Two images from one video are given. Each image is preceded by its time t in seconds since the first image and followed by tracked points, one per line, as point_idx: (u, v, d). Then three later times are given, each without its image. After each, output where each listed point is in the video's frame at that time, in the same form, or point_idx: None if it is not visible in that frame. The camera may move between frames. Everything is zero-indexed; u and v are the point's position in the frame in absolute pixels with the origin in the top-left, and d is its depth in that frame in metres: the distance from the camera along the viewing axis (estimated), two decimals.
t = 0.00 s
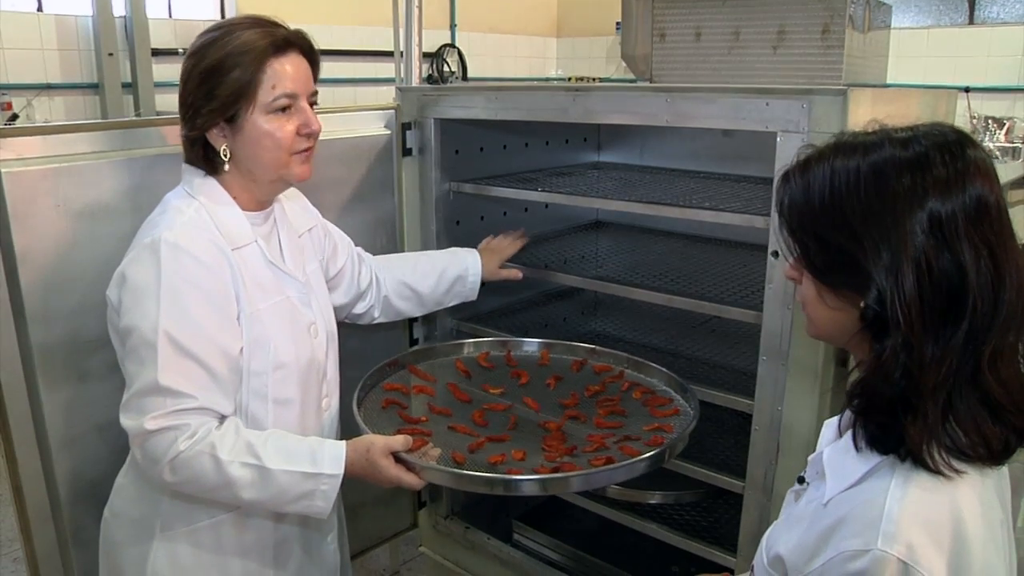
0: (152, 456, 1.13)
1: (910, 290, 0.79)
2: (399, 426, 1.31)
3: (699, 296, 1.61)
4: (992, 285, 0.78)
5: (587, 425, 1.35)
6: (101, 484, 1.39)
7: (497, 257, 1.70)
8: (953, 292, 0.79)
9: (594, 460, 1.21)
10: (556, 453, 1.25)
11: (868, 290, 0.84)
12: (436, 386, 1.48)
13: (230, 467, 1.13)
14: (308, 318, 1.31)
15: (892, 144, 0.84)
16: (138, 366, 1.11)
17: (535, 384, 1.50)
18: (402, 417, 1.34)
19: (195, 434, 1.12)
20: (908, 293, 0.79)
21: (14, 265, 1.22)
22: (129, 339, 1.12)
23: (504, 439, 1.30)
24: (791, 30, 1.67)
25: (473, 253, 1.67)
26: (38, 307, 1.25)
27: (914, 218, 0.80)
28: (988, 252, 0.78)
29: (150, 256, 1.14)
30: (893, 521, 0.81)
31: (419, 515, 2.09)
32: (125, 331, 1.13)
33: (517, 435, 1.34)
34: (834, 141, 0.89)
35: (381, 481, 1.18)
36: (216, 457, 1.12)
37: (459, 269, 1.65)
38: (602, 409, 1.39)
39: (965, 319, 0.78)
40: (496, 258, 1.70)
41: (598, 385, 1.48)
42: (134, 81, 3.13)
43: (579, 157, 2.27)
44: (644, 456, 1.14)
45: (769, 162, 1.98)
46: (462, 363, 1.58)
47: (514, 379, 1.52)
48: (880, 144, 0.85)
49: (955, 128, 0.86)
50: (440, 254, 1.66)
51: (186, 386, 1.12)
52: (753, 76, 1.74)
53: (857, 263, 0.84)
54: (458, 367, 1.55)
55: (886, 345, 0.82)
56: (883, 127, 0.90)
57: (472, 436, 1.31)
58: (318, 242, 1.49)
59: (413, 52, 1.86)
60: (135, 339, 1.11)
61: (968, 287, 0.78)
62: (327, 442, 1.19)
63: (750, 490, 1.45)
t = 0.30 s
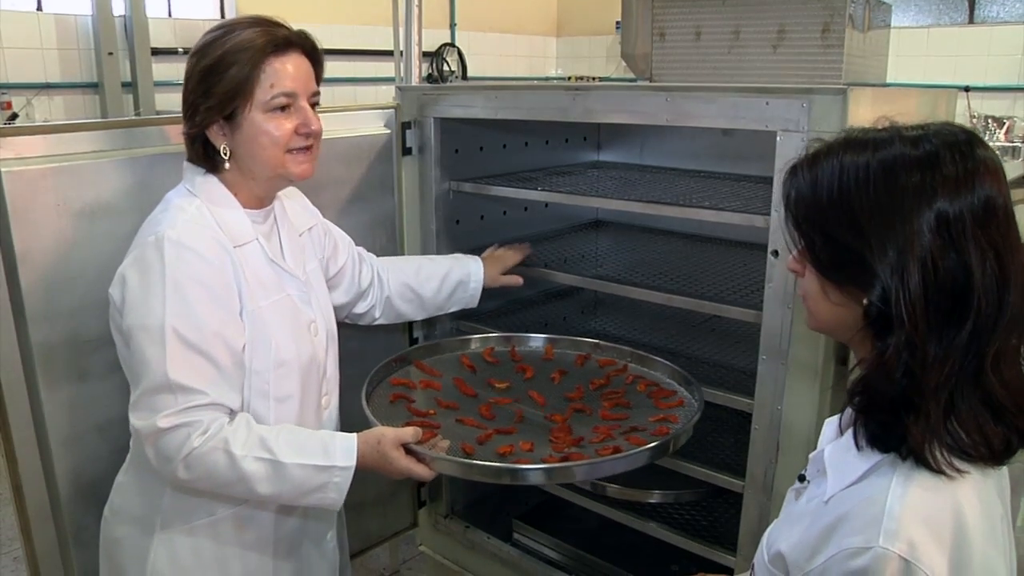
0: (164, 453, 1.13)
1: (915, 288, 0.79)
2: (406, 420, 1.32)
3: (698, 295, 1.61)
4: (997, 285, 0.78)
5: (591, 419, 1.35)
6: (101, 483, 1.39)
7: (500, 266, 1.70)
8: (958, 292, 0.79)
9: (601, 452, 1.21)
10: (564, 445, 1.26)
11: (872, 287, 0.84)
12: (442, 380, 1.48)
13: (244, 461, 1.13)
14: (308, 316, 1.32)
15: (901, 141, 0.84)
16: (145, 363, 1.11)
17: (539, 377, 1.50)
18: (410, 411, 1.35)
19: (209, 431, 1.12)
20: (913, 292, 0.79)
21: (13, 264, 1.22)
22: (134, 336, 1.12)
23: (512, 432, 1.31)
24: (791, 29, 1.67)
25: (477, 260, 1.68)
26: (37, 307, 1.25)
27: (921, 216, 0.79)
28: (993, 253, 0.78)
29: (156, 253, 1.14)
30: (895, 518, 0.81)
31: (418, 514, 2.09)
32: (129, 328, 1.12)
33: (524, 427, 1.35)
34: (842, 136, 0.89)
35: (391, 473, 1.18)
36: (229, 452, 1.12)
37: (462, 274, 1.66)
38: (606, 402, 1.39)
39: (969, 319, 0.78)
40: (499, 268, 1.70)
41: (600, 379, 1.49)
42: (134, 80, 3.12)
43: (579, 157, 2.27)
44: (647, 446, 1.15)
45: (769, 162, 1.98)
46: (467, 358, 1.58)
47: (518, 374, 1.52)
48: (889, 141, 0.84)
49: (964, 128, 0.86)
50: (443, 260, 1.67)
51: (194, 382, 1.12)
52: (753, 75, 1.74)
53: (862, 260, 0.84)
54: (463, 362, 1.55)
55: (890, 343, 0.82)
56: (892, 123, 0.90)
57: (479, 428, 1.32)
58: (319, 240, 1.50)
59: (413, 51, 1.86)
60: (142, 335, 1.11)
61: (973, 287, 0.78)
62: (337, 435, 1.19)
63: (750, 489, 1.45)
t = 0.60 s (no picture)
0: (172, 453, 1.13)
1: (907, 289, 0.79)
2: (411, 417, 1.32)
3: (697, 296, 1.61)
4: (988, 277, 0.78)
5: (592, 415, 1.35)
6: (100, 484, 1.39)
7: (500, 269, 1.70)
8: (952, 289, 0.79)
9: (604, 446, 1.22)
10: (565, 440, 1.26)
11: (865, 290, 0.84)
12: (444, 379, 1.48)
13: (252, 459, 1.13)
14: (308, 315, 1.32)
15: (877, 147, 0.84)
16: (150, 362, 1.11)
17: (539, 376, 1.51)
18: (414, 409, 1.35)
19: (216, 429, 1.12)
20: (906, 293, 0.80)
21: (13, 264, 1.22)
22: (139, 335, 1.12)
23: (514, 428, 1.31)
24: (790, 29, 1.67)
25: (476, 261, 1.67)
26: (37, 308, 1.25)
27: (906, 220, 0.80)
28: (981, 246, 0.79)
29: (160, 253, 1.14)
30: (905, 522, 0.81)
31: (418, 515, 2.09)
32: (135, 328, 1.12)
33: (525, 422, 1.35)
34: (819, 148, 0.90)
35: (397, 470, 1.19)
36: (237, 450, 1.13)
37: (462, 274, 1.65)
38: (605, 399, 1.39)
39: (967, 312, 0.79)
40: (500, 270, 1.70)
41: (598, 376, 1.49)
42: (134, 81, 3.12)
43: (579, 157, 2.27)
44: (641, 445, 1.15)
45: (768, 162, 1.98)
46: (468, 357, 1.58)
47: (518, 372, 1.52)
48: (865, 148, 0.85)
49: (939, 129, 0.86)
50: (442, 260, 1.66)
51: (200, 380, 1.12)
52: (752, 75, 1.74)
53: (852, 266, 0.84)
54: (465, 361, 1.55)
55: (891, 345, 0.82)
56: (865, 130, 0.91)
57: (481, 425, 1.32)
58: (318, 240, 1.49)
59: (412, 52, 1.86)
60: (147, 335, 1.11)
61: (966, 282, 0.78)
62: (342, 432, 1.19)
63: (750, 490, 1.45)
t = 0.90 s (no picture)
0: (174, 454, 1.13)
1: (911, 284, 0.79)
2: (411, 417, 1.32)
3: (697, 296, 1.61)
4: (991, 279, 0.78)
5: (590, 417, 1.35)
6: (99, 485, 1.39)
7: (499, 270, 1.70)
8: (953, 288, 0.79)
9: (603, 446, 1.22)
10: (565, 441, 1.26)
11: (864, 284, 0.84)
12: (443, 380, 1.48)
13: (254, 459, 1.13)
14: (307, 316, 1.32)
15: (886, 144, 0.84)
16: (151, 363, 1.11)
17: (537, 377, 1.51)
18: (414, 409, 1.35)
19: (217, 429, 1.12)
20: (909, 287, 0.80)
21: (12, 265, 1.22)
22: (140, 335, 1.12)
23: (513, 429, 1.32)
24: (788, 30, 1.67)
25: (474, 260, 1.67)
26: (36, 309, 1.25)
27: (913, 218, 0.80)
28: (986, 249, 0.79)
29: (160, 253, 1.14)
30: (887, 513, 0.82)
31: (418, 516, 2.09)
32: (135, 328, 1.12)
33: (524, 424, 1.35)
34: (831, 141, 0.89)
35: (399, 470, 1.19)
36: (239, 451, 1.13)
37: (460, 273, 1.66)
38: (603, 401, 1.39)
39: (966, 314, 0.79)
40: (499, 270, 1.70)
41: (596, 379, 1.49)
42: (133, 82, 3.12)
43: (578, 158, 2.28)
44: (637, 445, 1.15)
45: (767, 162, 1.98)
46: (466, 359, 1.58)
47: (516, 374, 1.52)
48: (875, 144, 0.85)
49: (948, 129, 0.86)
50: (441, 258, 1.66)
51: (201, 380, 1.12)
52: (751, 76, 1.74)
53: (854, 262, 0.84)
54: (463, 363, 1.55)
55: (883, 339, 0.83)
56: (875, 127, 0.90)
57: (481, 425, 1.32)
58: (315, 241, 1.49)
59: (411, 53, 1.86)
60: (148, 336, 1.11)
61: (971, 284, 0.78)
62: (344, 432, 1.19)
63: (749, 490, 1.45)
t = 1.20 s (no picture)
0: (176, 456, 1.13)
1: (902, 291, 0.80)
2: (411, 416, 1.33)
3: (696, 298, 1.61)
4: (982, 291, 0.78)
5: (589, 415, 1.35)
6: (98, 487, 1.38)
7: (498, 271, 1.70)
8: (944, 298, 0.79)
9: (602, 444, 1.22)
10: (562, 440, 1.26)
11: (856, 285, 0.84)
12: (441, 380, 1.48)
13: (256, 459, 1.13)
14: (306, 317, 1.32)
15: (890, 147, 0.84)
16: (152, 363, 1.11)
17: (535, 377, 1.51)
18: (413, 408, 1.35)
19: (218, 430, 1.12)
20: (901, 294, 0.80)
21: (11, 267, 1.22)
22: (140, 336, 1.12)
23: (512, 428, 1.31)
24: (788, 31, 1.67)
25: (473, 261, 1.68)
26: (35, 310, 1.25)
27: (909, 223, 0.80)
28: (979, 260, 0.79)
29: (158, 254, 1.14)
30: (876, 512, 0.82)
31: (418, 518, 2.09)
32: (134, 329, 1.12)
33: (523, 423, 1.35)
34: (834, 138, 0.89)
35: (400, 469, 1.20)
36: (241, 451, 1.13)
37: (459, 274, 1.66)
38: (601, 400, 1.39)
39: (956, 325, 0.79)
40: (497, 271, 1.71)
41: (593, 377, 1.49)
42: (133, 83, 3.12)
43: (577, 159, 2.28)
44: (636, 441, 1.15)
45: (767, 164, 1.98)
46: (464, 358, 1.58)
47: (514, 373, 1.52)
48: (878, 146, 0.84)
49: (951, 136, 0.86)
50: (440, 260, 1.67)
51: (201, 381, 1.12)
52: (751, 77, 1.74)
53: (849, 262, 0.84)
54: (460, 363, 1.55)
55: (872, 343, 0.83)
56: (880, 128, 0.90)
57: (480, 425, 1.32)
58: (314, 241, 1.49)
59: (411, 54, 1.86)
60: (148, 338, 1.11)
61: (960, 294, 0.78)
62: (345, 432, 1.19)
63: (749, 491, 1.45)
